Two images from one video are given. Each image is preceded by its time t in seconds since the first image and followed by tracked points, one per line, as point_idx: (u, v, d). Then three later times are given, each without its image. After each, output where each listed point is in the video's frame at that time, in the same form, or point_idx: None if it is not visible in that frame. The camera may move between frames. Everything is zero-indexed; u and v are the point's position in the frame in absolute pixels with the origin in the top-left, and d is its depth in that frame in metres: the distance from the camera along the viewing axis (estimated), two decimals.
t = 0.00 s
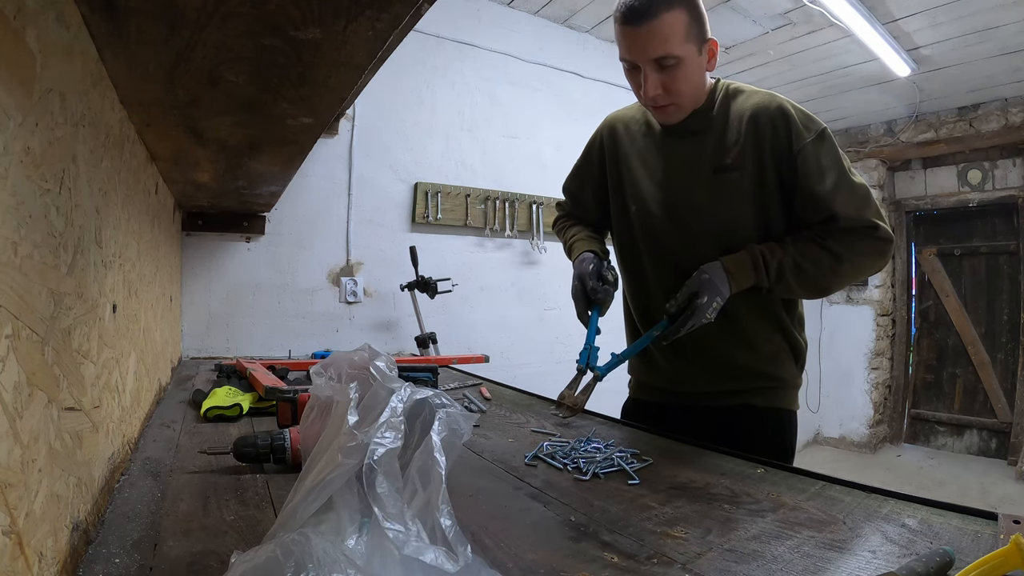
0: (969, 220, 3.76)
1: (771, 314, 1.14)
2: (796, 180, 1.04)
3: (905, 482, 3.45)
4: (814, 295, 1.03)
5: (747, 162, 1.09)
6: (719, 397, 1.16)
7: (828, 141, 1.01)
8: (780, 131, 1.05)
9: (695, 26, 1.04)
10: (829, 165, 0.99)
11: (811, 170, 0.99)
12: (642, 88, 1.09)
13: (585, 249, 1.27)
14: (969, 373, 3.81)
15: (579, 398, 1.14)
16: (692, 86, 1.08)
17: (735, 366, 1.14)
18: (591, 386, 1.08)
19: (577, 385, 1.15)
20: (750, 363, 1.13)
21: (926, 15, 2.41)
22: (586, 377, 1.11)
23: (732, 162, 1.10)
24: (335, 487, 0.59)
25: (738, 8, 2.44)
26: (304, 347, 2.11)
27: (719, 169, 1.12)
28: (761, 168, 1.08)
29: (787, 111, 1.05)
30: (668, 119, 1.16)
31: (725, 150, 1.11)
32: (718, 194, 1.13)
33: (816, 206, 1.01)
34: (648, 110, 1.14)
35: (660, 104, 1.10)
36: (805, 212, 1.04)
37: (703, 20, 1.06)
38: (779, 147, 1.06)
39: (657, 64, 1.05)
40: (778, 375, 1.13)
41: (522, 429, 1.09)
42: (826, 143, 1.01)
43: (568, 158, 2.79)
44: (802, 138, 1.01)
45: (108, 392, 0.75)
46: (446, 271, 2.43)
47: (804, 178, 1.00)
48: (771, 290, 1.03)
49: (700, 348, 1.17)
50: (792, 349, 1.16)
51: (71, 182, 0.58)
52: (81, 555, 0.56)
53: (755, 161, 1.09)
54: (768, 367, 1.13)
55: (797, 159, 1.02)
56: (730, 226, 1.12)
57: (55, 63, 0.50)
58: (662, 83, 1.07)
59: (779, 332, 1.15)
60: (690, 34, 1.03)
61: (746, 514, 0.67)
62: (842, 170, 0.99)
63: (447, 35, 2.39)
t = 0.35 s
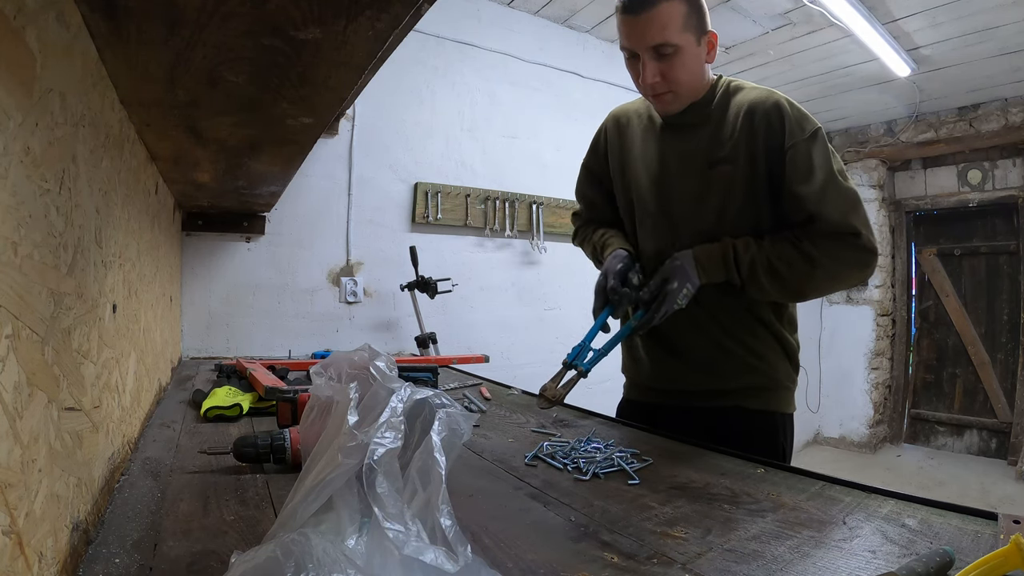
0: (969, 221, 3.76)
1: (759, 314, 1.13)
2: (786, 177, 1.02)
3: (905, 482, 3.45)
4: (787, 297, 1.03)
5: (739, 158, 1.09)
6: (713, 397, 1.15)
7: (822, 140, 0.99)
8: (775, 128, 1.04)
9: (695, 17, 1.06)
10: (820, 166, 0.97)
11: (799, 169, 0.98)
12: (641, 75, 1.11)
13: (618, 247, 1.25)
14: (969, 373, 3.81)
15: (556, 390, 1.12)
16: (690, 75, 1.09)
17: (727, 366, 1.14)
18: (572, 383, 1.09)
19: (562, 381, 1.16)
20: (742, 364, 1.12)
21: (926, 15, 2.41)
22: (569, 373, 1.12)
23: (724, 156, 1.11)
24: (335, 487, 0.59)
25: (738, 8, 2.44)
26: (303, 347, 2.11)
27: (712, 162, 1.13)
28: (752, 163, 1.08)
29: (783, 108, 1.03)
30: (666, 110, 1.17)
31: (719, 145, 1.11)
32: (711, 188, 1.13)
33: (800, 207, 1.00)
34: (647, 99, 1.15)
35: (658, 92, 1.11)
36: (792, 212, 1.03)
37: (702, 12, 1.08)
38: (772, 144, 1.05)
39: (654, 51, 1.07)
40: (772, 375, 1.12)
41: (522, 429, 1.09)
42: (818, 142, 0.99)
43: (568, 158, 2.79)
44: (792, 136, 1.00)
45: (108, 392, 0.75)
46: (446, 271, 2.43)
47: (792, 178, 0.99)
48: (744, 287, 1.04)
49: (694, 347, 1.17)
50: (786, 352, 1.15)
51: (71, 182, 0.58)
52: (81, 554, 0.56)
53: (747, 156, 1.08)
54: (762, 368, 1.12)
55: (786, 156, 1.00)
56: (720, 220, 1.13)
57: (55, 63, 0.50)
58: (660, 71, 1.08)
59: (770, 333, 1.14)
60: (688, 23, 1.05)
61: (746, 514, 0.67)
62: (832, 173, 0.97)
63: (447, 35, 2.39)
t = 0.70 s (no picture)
0: (969, 220, 3.76)
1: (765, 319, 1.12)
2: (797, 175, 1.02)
3: (905, 482, 3.45)
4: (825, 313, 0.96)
5: (744, 157, 1.09)
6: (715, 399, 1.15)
7: (832, 140, 0.99)
8: (782, 127, 1.04)
9: (696, 8, 1.06)
10: (832, 163, 0.97)
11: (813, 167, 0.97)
12: (641, 66, 1.11)
13: (560, 264, 1.33)
14: (969, 373, 3.82)
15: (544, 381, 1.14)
16: (690, 66, 1.09)
17: (730, 367, 1.14)
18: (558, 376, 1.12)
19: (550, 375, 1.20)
20: (744, 364, 1.13)
21: (926, 15, 2.41)
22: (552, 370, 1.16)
23: (728, 155, 1.11)
24: (334, 487, 0.59)
25: (738, 8, 2.44)
26: (304, 347, 2.11)
27: (716, 161, 1.13)
28: (758, 163, 1.07)
29: (790, 108, 1.03)
30: (668, 104, 1.17)
31: (724, 143, 1.11)
32: (715, 188, 1.13)
33: (817, 204, 0.97)
34: (647, 89, 1.15)
35: (658, 83, 1.11)
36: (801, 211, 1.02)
37: (706, 4, 1.07)
38: (780, 143, 1.04)
39: (655, 41, 1.06)
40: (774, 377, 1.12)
41: (522, 429, 1.09)
42: (830, 140, 0.98)
43: (568, 158, 2.79)
44: (801, 134, 1.00)
45: (108, 391, 0.75)
46: (447, 271, 2.43)
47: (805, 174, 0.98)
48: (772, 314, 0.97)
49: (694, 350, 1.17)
50: (788, 353, 1.14)
51: (71, 182, 0.58)
52: (81, 554, 0.56)
53: (752, 155, 1.08)
54: (766, 370, 1.12)
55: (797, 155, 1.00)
56: (726, 220, 1.12)
57: (55, 63, 0.50)
58: (659, 62, 1.08)
59: (773, 336, 1.13)
60: (689, 14, 1.04)
61: (746, 514, 0.67)
62: (846, 170, 0.96)
63: (447, 35, 2.39)
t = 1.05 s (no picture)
0: (969, 220, 3.76)
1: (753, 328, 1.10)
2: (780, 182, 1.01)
3: (905, 482, 3.45)
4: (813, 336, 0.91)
5: (726, 159, 1.08)
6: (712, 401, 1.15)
7: (815, 147, 0.98)
8: (765, 131, 1.03)
9: (674, 12, 1.08)
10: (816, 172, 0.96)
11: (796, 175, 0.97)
12: (626, 75, 1.14)
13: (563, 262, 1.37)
14: (969, 373, 3.82)
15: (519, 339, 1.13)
16: (674, 70, 1.11)
17: (724, 371, 1.13)
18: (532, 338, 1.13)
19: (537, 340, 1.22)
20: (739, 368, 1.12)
21: (926, 15, 2.41)
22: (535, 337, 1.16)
23: (712, 158, 1.10)
24: (334, 487, 0.59)
25: (738, 8, 2.44)
26: (304, 347, 2.11)
27: (700, 164, 1.12)
28: (740, 167, 1.06)
29: (775, 113, 1.02)
30: (657, 108, 1.20)
31: (708, 146, 1.11)
32: (699, 191, 1.12)
33: (801, 215, 0.97)
34: (636, 97, 1.18)
35: (645, 90, 1.14)
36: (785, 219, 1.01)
37: (683, 5, 1.09)
38: (763, 147, 1.04)
39: (636, 50, 1.09)
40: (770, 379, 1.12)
41: (522, 429, 1.09)
42: (814, 150, 0.97)
43: (568, 158, 2.79)
44: (784, 140, 0.99)
45: (108, 392, 0.75)
46: (446, 271, 2.42)
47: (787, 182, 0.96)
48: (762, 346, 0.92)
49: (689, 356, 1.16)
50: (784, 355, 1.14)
51: (71, 182, 0.58)
52: (81, 555, 0.56)
53: (735, 159, 1.07)
54: (761, 373, 1.12)
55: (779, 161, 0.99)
56: (711, 224, 1.11)
57: (55, 63, 0.50)
58: (644, 69, 1.11)
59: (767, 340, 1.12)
60: (667, 19, 1.07)
61: (746, 514, 0.67)
62: (830, 180, 0.94)
63: (447, 35, 2.39)
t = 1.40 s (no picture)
0: (969, 221, 3.76)
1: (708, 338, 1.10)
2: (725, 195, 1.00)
3: (905, 482, 3.45)
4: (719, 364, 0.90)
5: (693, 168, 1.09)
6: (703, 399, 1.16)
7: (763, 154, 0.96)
8: (725, 139, 1.03)
9: (650, 26, 1.10)
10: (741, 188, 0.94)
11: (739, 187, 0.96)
12: (608, 88, 1.17)
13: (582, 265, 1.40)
14: (969, 373, 3.82)
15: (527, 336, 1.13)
16: (654, 83, 1.13)
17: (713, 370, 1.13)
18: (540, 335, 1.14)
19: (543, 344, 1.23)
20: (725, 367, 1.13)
21: (926, 15, 2.41)
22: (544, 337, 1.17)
23: (682, 166, 1.11)
24: (335, 487, 0.59)
25: (738, 8, 2.44)
26: (304, 347, 2.11)
27: (672, 172, 1.13)
28: (705, 176, 1.07)
29: (736, 121, 1.01)
30: (640, 117, 1.22)
31: (681, 153, 1.12)
32: (670, 199, 1.14)
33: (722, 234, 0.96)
34: (620, 109, 1.20)
35: (626, 102, 1.16)
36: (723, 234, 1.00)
37: (659, 17, 1.11)
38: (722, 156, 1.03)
39: (615, 64, 1.12)
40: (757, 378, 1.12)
41: (522, 429, 1.09)
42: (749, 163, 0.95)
43: (568, 158, 2.79)
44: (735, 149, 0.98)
45: (108, 392, 0.75)
46: (446, 271, 2.42)
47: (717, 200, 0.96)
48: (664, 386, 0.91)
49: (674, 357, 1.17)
50: (772, 354, 1.14)
51: (71, 182, 0.58)
52: (81, 554, 0.56)
53: (699, 169, 1.07)
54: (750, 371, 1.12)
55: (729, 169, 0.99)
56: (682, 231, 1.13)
57: (55, 63, 0.50)
58: (623, 82, 1.13)
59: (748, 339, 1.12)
60: (642, 33, 1.09)
61: (746, 514, 0.67)
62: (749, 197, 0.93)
63: (447, 35, 2.39)
